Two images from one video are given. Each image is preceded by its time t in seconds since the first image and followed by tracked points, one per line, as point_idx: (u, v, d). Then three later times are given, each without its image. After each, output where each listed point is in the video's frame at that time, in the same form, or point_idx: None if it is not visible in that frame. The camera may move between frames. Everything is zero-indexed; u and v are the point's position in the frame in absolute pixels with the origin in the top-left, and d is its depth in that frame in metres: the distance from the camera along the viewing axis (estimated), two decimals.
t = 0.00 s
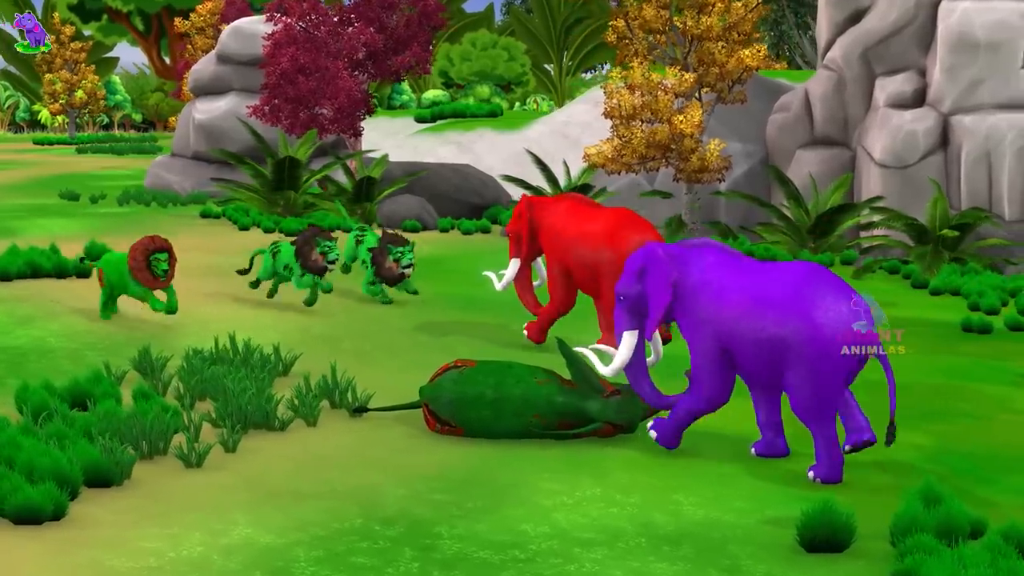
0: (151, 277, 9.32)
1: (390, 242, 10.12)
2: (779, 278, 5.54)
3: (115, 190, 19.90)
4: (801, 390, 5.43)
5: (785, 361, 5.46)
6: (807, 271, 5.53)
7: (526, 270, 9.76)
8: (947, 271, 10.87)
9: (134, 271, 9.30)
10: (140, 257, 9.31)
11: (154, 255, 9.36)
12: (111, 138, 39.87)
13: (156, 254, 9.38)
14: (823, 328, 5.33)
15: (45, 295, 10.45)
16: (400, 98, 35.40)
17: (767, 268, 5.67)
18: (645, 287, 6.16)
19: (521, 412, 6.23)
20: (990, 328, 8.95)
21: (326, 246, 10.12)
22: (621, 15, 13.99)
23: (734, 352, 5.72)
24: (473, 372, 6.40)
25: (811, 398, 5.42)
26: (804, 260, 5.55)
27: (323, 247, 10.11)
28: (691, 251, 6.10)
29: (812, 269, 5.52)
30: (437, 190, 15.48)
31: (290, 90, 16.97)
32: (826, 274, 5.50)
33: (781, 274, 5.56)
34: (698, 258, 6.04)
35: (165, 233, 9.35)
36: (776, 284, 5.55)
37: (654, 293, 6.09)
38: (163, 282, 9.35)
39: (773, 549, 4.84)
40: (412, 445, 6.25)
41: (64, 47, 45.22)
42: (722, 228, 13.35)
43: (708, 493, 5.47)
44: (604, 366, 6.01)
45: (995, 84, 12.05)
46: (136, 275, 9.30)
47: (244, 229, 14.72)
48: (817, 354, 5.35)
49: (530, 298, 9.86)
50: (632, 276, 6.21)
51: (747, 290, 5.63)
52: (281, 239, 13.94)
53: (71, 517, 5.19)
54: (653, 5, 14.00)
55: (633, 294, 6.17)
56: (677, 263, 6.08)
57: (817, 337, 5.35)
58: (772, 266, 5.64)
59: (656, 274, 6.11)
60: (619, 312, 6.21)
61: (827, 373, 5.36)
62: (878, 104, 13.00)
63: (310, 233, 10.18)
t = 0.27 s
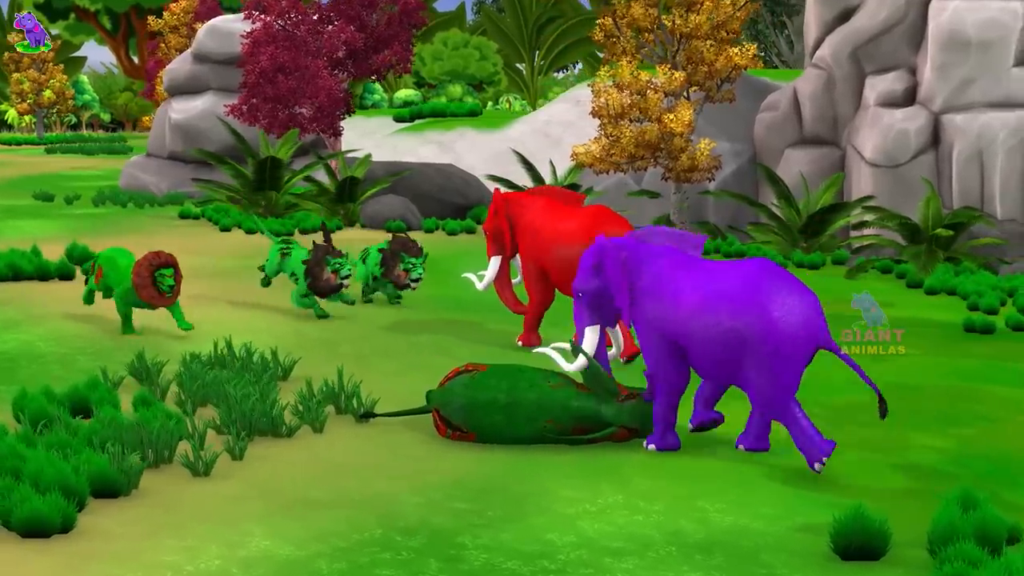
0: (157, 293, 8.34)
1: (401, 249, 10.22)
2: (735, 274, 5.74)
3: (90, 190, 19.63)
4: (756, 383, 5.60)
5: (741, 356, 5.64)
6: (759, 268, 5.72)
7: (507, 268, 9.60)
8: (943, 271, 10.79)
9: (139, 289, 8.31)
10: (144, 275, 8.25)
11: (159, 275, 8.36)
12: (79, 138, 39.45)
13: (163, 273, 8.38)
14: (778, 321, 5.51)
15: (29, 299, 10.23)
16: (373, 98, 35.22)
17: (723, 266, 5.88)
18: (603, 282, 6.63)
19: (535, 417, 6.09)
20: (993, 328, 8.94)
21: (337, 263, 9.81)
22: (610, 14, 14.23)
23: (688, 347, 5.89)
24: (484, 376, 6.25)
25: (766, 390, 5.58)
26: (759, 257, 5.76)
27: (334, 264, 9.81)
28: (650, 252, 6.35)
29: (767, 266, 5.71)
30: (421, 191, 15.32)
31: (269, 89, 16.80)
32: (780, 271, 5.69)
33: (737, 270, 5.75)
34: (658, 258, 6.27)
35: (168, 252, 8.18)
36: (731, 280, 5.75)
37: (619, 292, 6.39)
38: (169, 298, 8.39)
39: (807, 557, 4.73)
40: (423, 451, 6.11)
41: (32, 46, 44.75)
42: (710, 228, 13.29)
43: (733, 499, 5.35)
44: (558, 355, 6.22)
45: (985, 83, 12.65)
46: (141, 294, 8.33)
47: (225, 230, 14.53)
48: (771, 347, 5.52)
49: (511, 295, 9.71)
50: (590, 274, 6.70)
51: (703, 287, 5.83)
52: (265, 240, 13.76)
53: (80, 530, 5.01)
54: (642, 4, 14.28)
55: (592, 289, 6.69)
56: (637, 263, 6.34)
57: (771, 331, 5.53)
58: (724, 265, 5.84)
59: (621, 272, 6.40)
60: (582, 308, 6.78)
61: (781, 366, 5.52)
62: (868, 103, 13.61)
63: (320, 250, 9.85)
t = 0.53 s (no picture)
0: (163, 292, 8.12)
1: (411, 231, 10.18)
2: (657, 258, 6.06)
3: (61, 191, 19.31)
4: (676, 360, 5.94)
5: (658, 335, 5.98)
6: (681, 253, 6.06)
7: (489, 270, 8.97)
8: (938, 270, 10.71)
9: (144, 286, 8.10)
10: (149, 271, 8.04)
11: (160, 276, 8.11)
12: (42, 138, 38.96)
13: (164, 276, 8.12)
14: (698, 303, 5.85)
15: (12, 302, 9.98)
16: (342, 98, 34.91)
17: (646, 251, 6.21)
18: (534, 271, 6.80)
19: (553, 423, 5.94)
20: (995, 328, 8.84)
21: (350, 273, 9.56)
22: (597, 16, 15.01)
23: (611, 326, 6.20)
24: (500, 381, 6.09)
25: (683, 365, 5.94)
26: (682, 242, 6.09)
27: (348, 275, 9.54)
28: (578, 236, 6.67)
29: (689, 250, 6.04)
30: (402, 191, 15.17)
31: (246, 87, 16.53)
32: (701, 255, 6.03)
33: (660, 254, 6.07)
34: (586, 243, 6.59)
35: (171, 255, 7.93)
36: (654, 263, 6.07)
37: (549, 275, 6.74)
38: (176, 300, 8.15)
39: (849, 565, 4.60)
40: (438, 459, 5.94)
41: None
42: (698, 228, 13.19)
43: (765, 507, 5.22)
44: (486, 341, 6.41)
45: (977, 82, 13.27)
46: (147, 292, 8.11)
47: (204, 232, 14.27)
48: (691, 326, 5.87)
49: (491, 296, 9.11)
50: (519, 263, 6.94)
51: (627, 270, 6.14)
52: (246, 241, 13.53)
53: (93, 544, 4.81)
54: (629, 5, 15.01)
55: (520, 278, 6.95)
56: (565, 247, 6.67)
57: (691, 312, 5.87)
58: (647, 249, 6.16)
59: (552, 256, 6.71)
60: (513, 297, 7.05)
61: (699, 343, 5.88)
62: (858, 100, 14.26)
63: (336, 255, 9.61)
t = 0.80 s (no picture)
0: (175, 297, 8.17)
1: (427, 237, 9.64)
2: (568, 260, 6.34)
3: (29, 192, 18.97)
4: (593, 355, 6.37)
5: (574, 333, 6.34)
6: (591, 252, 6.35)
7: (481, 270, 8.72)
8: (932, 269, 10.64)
9: (152, 291, 8.11)
10: (157, 273, 8.11)
11: (174, 274, 8.19)
12: (1, 137, 38.36)
13: (184, 275, 8.23)
14: (612, 304, 6.24)
15: None
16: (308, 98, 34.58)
17: (554, 250, 6.43)
18: (447, 268, 6.56)
19: (576, 428, 5.79)
20: (1000, 328, 8.77)
21: (363, 257, 9.44)
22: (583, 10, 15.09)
23: (527, 323, 6.50)
24: (519, 385, 5.93)
25: (599, 358, 6.38)
26: (591, 242, 6.37)
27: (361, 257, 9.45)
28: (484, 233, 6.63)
29: (598, 250, 6.35)
30: (382, 191, 14.92)
31: (221, 87, 16.32)
32: (611, 254, 6.37)
33: (571, 256, 6.34)
34: (489, 239, 6.63)
35: (184, 252, 8.07)
36: (568, 265, 6.35)
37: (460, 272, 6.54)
38: (187, 303, 8.20)
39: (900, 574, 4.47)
40: (459, 465, 5.77)
41: None
42: (685, 228, 13.09)
43: (804, 514, 5.08)
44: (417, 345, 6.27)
45: (966, 80, 13.53)
46: (157, 297, 8.12)
47: (182, 233, 14.01)
48: (607, 324, 6.27)
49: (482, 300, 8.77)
50: (437, 258, 6.59)
51: (540, 273, 6.38)
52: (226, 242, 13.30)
53: (113, 560, 4.61)
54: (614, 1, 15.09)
55: (440, 274, 6.56)
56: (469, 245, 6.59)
57: (606, 311, 6.26)
58: (559, 248, 6.40)
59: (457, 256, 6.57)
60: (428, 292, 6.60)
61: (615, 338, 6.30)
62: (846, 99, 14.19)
63: (344, 239, 9.50)
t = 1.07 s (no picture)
0: (183, 316, 7.14)
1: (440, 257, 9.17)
2: (484, 246, 6.44)
3: None
4: (512, 342, 6.38)
5: (493, 319, 6.40)
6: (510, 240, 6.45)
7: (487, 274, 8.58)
8: (927, 267, 10.63)
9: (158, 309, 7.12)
10: (168, 290, 7.11)
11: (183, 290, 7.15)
12: None
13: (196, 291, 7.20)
14: (526, 287, 6.28)
15: None
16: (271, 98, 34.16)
17: (474, 239, 6.58)
18: (370, 257, 6.91)
19: (604, 434, 5.65)
20: (1006, 327, 8.73)
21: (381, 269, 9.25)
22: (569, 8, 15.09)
23: (447, 312, 6.57)
24: (545, 390, 5.78)
25: (518, 346, 6.37)
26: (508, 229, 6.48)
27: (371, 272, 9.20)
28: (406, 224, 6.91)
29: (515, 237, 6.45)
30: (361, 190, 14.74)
31: (194, 85, 16.03)
32: (529, 242, 6.43)
33: (488, 242, 6.45)
34: (412, 230, 6.89)
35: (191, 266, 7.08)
36: (485, 252, 6.44)
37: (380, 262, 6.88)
38: (197, 323, 7.18)
39: None
40: (486, 473, 5.61)
41: None
42: (673, 228, 12.99)
43: (848, 521, 4.98)
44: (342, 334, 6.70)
45: (955, 78, 13.52)
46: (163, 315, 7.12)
47: (158, 233, 13.76)
48: (521, 309, 6.30)
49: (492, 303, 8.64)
50: (357, 249, 6.94)
51: (459, 259, 6.50)
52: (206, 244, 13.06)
53: None
54: None
55: (361, 263, 6.90)
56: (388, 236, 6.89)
57: (521, 295, 6.30)
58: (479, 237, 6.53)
59: (377, 245, 6.90)
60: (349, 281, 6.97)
61: (530, 325, 6.34)
62: (834, 97, 14.07)
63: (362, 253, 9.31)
